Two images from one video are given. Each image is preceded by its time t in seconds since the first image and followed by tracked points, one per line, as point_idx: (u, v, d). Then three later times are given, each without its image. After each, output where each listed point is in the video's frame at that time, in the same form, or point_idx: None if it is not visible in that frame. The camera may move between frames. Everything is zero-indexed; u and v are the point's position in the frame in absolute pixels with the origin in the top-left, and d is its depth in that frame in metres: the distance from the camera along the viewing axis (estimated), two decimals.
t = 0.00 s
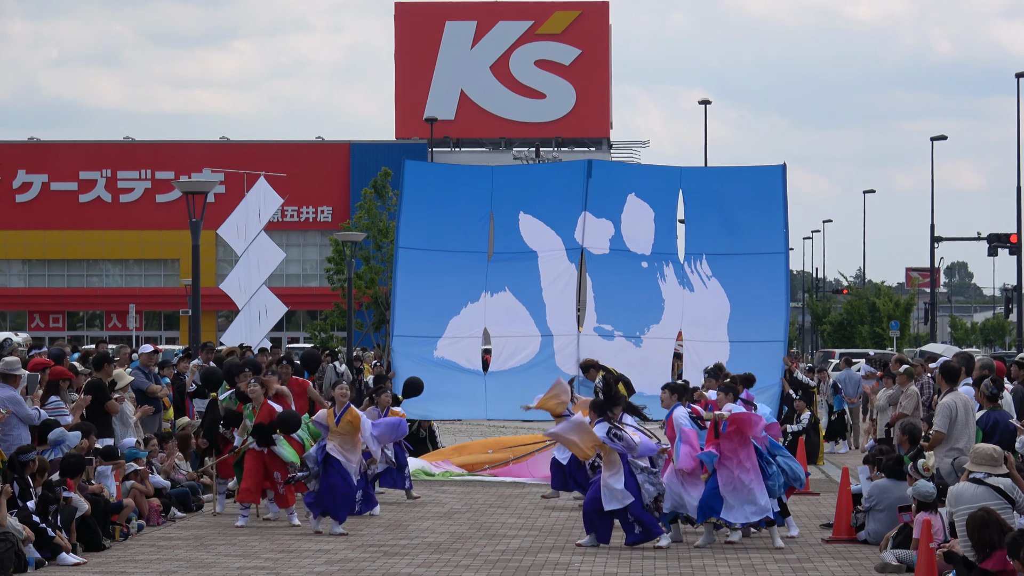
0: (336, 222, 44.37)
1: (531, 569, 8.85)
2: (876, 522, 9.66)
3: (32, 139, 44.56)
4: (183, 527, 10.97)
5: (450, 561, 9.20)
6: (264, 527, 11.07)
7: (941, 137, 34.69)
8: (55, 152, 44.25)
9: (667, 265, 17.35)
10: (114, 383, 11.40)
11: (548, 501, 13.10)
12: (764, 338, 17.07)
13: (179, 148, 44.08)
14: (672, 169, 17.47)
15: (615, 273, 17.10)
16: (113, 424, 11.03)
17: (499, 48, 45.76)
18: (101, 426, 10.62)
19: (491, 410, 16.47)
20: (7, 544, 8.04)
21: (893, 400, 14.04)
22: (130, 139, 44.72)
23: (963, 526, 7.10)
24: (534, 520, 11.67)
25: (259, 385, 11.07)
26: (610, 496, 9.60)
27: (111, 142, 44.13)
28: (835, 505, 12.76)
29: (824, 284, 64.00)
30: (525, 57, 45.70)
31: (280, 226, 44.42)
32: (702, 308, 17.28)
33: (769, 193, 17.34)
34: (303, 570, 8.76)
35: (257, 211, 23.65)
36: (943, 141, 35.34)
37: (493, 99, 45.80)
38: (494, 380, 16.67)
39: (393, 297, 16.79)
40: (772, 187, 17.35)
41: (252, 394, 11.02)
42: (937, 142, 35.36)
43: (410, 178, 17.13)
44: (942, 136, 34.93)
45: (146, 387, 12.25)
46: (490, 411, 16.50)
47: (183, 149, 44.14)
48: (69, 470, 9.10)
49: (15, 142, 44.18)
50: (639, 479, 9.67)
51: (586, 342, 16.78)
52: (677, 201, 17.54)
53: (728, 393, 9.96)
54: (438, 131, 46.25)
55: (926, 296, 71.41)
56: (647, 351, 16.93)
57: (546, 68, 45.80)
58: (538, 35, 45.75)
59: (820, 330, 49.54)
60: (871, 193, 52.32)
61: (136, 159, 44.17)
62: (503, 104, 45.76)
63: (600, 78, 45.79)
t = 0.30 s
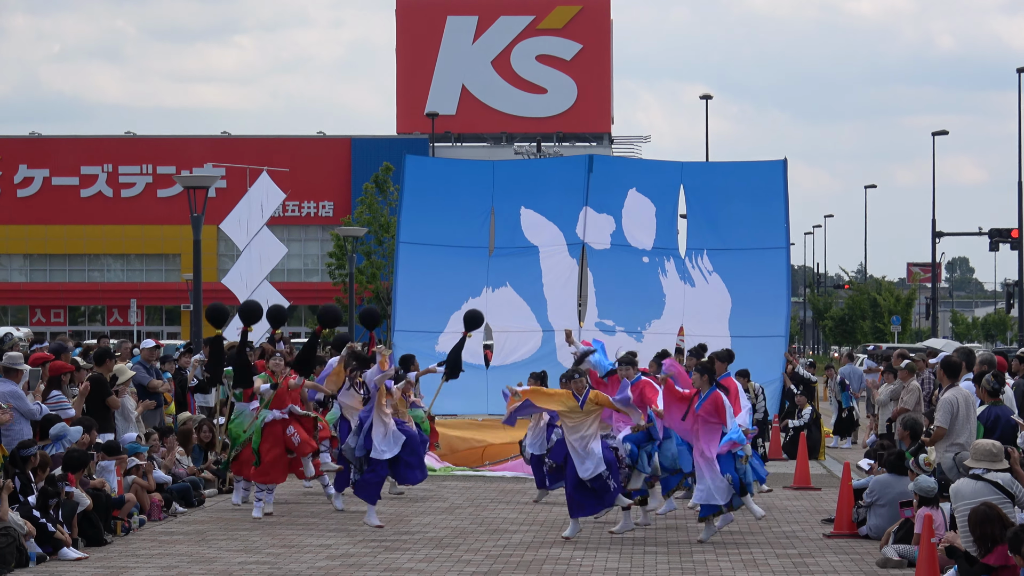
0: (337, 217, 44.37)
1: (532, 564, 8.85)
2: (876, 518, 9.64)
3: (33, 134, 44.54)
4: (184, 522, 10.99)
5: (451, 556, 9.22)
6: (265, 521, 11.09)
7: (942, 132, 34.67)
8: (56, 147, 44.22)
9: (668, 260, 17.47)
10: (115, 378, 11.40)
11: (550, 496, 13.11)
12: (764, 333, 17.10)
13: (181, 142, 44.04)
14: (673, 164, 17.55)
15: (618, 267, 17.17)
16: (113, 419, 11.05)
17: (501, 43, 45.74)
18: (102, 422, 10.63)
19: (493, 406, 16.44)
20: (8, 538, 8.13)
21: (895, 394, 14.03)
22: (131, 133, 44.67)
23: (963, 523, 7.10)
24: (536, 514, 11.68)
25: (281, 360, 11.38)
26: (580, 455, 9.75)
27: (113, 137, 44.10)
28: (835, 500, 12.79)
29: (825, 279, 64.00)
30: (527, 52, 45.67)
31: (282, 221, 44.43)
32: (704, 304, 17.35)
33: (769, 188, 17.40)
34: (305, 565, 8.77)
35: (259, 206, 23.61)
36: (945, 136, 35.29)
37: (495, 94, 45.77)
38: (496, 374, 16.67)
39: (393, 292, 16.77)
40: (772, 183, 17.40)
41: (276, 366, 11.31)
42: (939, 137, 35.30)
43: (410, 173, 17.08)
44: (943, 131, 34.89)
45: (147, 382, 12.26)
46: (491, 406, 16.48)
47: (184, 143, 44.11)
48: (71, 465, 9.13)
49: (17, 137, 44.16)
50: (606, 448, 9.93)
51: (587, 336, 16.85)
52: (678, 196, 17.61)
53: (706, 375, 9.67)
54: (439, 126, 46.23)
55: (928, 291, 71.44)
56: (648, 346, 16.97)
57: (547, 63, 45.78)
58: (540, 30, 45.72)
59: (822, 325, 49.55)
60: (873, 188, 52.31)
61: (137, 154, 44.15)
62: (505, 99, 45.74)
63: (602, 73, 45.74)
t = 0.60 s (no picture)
0: (339, 211, 44.33)
1: (534, 558, 8.85)
2: (879, 512, 9.63)
3: (35, 128, 44.55)
4: (187, 516, 10.99)
5: (453, 550, 9.23)
6: (268, 515, 11.11)
7: (945, 125, 34.58)
8: (58, 141, 44.22)
9: (670, 254, 17.41)
10: (118, 371, 11.49)
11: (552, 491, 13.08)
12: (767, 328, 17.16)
13: (183, 137, 44.04)
14: (676, 157, 17.54)
15: (621, 261, 17.21)
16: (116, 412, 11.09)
17: (503, 37, 45.72)
18: (104, 416, 10.65)
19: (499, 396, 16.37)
20: (10, 532, 8.20)
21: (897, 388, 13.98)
22: (133, 127, 44.68)
23: (965, 516, 7.11)
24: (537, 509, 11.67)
25: (307, 358, 11.24)
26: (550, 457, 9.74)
27: (115, 132, 44.11)
28: (838, 495, 12.78)
29: (828, 274, 63.87)
30: (529, 46, 45.64)
31: (285, 215, 44.42)
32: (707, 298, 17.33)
33: (772, 181, 17.40)
34: (308, 560, 8.78)
35: (262, 198, 23.34)
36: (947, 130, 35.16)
37: (497, 88, 45.71)
38: (497, 369, 16.64)
39: (397, 287, 16.92)
40: (775, 176, 17.39)
41: (303, 365, 11.19)
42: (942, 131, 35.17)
43: (413, 168, 17.36)
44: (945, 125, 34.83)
45: (148, 375, 12.42)
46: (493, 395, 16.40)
47: (186, 138, 44.10)
48: (74, 458, 9.13)
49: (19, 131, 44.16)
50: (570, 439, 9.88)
51: (589, 331, 16.88)
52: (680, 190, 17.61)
53: (690, 377, 9.91)
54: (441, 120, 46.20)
55: (931, 286, 71.28)
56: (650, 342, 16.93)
57: (550, 57, 45.73)
58: (542, 24, 45.69)
59: (824, 320, 49.43)
60: (875, 182, 52.16)
61: (140, 148, 44.16)
62: (507, 93, 45.68)
63: (604, 67, 45.64)
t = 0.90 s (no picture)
0: (341, 206, 44.34)
1: (536, 553, 8.85)
2: (880, 507, 9.66)
3: (37, 122, 44.55)
4: (189, 511, 11.01)
5: (456, 545, 9.23)
6: (269, 511, 11.10)
7: (946, 121, 34.55)
8: (60, 136, 44.23)
9: (672, 250, 17.43)
10: (120, 367, 11.50)
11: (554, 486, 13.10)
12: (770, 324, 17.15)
13: (185, 131, 44.05)
14: (677, 153, 17.57)
15: (622, 256, 17.17)
16: (118, 408, 11.10)
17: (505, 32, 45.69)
18: (105, 411, 10.65)
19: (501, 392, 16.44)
20: (12, 527, 8.20)
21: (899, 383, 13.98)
22: (135, 122, 44.69)
23: (967, 511, 7.09)
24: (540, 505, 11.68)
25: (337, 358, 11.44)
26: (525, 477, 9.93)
27: (117, 126, 44.12)
28: (839, 490, 12.77)
29: (829, 270, 63.92)
30: (531, 41, 45.60)
31: (287, 210, 44.44)
32: (708, 294, 17.32)
33: (773, 176, 17.43)
34: (310, 554, 8.79)
35: (264, 194, 23.42)
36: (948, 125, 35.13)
37: (499, 83, 45.68)
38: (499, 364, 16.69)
39: (398, 282, 16.95)
40: (777, 171, 17.42)
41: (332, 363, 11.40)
42: (943, 127, 35.13)
43: (415, 164, 17.31)
44: (946, 121, 34.78)
45: (152, 370, 12.41)
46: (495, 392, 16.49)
47: (189, 132, 44.11)
48: (77, 454, 9.14)
49: (21, 125, 44.17)
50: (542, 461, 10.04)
51: (591, 327, 16.77)
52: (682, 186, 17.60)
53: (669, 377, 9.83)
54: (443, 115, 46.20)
55: (932, 281, 71.30)
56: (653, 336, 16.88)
57: (552, 52, 45.69)
58: (544, 19, 45.64)
59: (825, 315, 49.45)
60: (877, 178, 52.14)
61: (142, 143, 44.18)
62: (509, 89, 45.66)
63: (606, 62, 45.61)
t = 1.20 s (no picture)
0: (344, 200, 44.35)
1: (539, 547, 8.86)
2: (884, 501, 9.65)
3: (39, 117, 44.54)
4: (192, 506, 11.03)
5: (459, 539, 9.24)
6: (273, 506, 11.11)
7: (950, 115, 34.47)
8: (63, 131, 44.23)
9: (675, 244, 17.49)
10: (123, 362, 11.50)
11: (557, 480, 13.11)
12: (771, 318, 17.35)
13: (188, 126, 44.04)
14: (681, 147, 17.56)
15: (626, 250, 17.20)
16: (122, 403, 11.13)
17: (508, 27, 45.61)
18: (108, 406, 10.66)
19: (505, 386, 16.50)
20: (15, 521, 8.21)
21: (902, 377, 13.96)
22: (138, 117, 44.69)
23: (972, 505, 7.09)
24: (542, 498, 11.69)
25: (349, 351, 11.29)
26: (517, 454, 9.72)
27: (120, 122, 44.12)
28: (842, 484, 12.77)
29: (833, 263, 63.86)
30: (534, 35, 45.52)
31: (290, 205, 44.45)
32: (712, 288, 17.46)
33: (777, 171, 17.52)
34: (313, 549, 8.80)
35: (266, 188, 23.63)
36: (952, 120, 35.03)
37: (502, 78, 45.61)
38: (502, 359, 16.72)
39: (403, 276, 17.00)
40: (780, 166, 17.52)
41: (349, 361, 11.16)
42: (947, 120, 35.02)
43: (419, 158, 17.28)
44: (950, 115, 34.68)
45: (156, 364, 12.35)
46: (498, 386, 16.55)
47: (192, 127, 44.11)
48: (81, 449, 9.17)
49: (23, 120, 44.16)
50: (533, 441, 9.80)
51: (595, 320, 16.88)
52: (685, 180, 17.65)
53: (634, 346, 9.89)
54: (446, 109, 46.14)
55: (936, 274, 71.22)
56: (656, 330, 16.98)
57: (555, 47, 45.63)
58: (547, 13, 45.52)
59: (829, 309, 49.41)
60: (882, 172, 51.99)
61: (145, 138, 44.17)
62: (512, 83, 45.59)
63: (610, 56, 45.51)
